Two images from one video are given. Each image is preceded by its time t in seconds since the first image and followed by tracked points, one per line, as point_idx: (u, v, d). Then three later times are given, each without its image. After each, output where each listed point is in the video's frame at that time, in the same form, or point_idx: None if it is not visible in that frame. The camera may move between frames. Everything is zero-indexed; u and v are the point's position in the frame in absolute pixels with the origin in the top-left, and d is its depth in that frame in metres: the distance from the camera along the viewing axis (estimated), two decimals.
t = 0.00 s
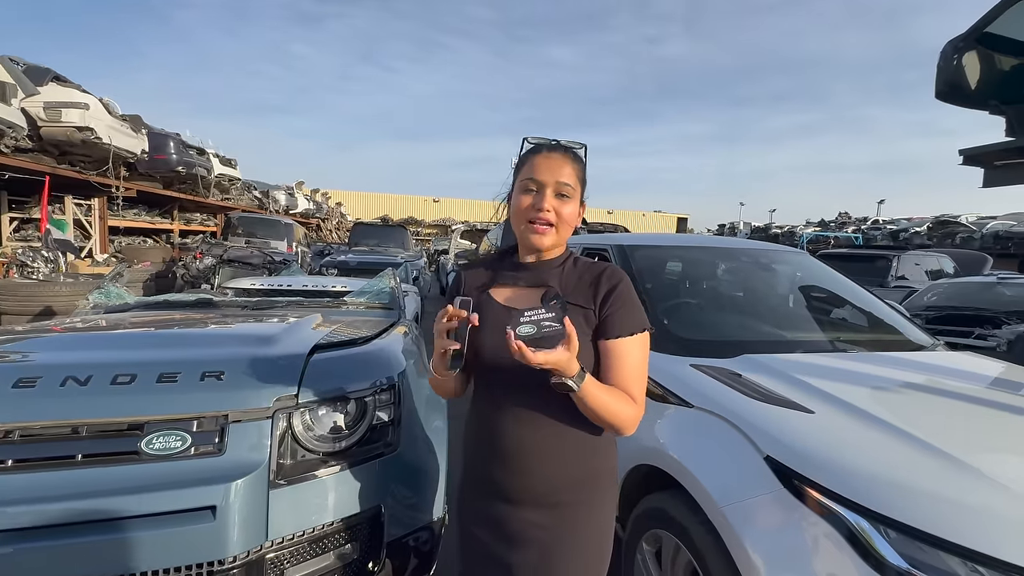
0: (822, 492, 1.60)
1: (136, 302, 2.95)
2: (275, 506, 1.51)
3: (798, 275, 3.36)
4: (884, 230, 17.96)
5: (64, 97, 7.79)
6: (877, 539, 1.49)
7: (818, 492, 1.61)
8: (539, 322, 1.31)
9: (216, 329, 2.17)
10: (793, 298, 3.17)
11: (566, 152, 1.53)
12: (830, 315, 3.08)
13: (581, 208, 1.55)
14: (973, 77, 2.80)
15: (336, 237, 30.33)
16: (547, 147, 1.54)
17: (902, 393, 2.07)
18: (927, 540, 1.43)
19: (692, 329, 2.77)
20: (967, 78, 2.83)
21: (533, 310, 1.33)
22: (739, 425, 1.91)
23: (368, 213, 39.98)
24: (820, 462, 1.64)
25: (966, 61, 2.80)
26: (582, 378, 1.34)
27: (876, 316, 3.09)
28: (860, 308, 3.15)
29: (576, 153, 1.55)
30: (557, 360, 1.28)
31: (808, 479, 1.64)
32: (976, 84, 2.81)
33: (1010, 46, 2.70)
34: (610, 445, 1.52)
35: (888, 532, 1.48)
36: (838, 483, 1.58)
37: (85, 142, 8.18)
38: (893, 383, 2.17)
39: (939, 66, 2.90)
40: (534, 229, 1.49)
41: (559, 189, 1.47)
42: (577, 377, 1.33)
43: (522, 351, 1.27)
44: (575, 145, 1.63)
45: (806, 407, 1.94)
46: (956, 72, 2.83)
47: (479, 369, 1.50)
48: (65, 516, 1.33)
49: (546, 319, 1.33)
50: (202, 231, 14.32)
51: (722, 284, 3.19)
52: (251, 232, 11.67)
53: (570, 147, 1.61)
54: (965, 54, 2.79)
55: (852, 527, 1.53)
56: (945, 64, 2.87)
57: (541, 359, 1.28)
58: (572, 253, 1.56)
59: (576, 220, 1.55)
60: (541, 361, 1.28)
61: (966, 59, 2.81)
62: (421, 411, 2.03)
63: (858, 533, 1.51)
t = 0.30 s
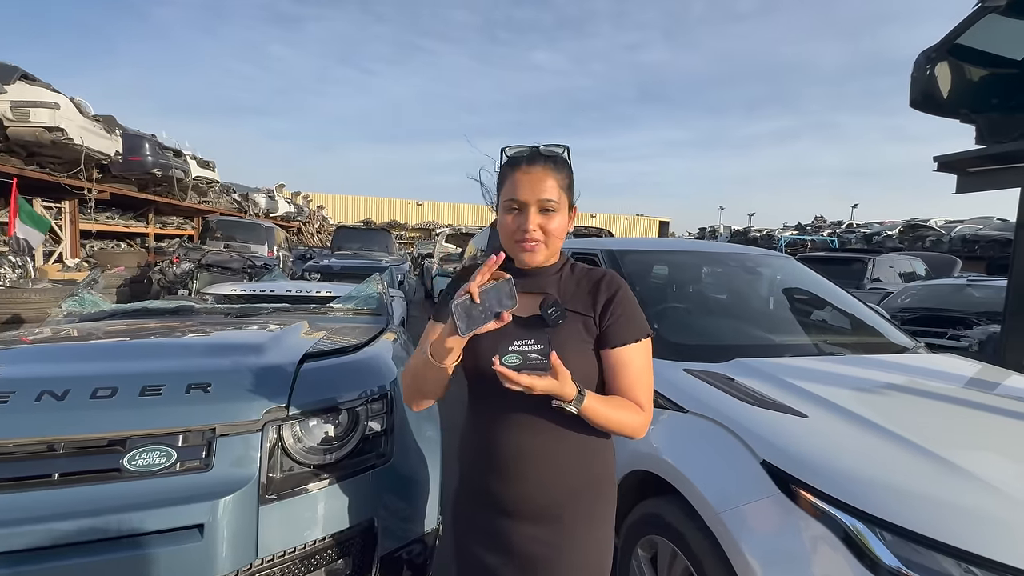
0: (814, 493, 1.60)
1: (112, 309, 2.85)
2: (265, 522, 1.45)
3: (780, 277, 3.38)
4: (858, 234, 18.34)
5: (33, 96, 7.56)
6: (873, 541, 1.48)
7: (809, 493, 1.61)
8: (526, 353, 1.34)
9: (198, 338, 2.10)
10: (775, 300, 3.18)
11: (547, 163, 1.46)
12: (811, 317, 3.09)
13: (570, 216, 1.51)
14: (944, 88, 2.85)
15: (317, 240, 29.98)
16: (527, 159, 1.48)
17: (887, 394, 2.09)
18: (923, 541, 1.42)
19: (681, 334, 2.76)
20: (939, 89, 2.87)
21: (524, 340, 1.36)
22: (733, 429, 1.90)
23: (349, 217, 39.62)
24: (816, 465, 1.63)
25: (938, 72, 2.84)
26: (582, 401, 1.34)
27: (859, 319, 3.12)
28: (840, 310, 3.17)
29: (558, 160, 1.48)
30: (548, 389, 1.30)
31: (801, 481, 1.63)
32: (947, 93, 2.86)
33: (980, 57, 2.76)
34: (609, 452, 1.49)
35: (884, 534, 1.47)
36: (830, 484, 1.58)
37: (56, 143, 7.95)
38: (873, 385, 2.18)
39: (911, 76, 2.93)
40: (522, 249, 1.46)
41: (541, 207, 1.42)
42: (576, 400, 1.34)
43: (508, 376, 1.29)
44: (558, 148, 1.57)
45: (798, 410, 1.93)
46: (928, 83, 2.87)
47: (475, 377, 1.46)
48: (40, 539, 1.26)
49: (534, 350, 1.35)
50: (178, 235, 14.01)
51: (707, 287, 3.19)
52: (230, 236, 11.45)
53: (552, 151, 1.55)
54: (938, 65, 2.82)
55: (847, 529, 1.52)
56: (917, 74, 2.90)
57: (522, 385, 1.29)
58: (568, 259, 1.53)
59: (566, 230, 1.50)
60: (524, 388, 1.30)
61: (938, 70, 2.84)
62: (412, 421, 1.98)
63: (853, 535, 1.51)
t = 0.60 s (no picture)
0: (808, 494, 1.61)
1: (103, 314, 2.81)
2: (263, 530, 1.44)
3: (772, 280, 3.41)
4: (847, 236, 18.53)
5: (19, 97, 7.47)
6: (868, 542, 1.49)
7: (803, 494, 1.62)
8: (547, 347, 1.33)
9: (192, 344, 2.08)
10: (767, 303, 3.21)
11: (545, 163, 1.50)
12: (802, 319, 3.12)
13: (573, 213, 1.52)
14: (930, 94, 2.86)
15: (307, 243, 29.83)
16: (525, 160, 1.51)
17: (877, 396, 2.11)
18: (917, 542, 1.44)
19: (676, 337, 2.77)
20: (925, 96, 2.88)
21: (541, 334, 1.35)
22: (728, 432, 1.91)
23: (340, 219, 39.47)
24: (812, 467, 1.64)
25: (925, 79, 2.86)
26: (593, 402, 1.35)
27: (850, 321, 3.16)
28: (831, 312, 3.20)
29: (556, 161, 1.52)
30: (567, 388, 1.29)
31: (796, 481, 1.65)
32: (932, 100, 2.88)
33: (965, 64, 2.81)
34: (609, 455, 1.49)
35: (879, 535, 1.48)
36: (825, 485, 1.59)
37: (42, 144, 7.85)
38: (864, 387, 2.20)
39: (897, 84, 2.93)
40: (529, 243, 1.46)
41: (545, 199, 1.44)
42: (587, 401, 1.34)
43: (531, 374, 1.27)
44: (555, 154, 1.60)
45: (794, 413, 1.94)
46: (915, 90, 2.87)
47: (479, 382, 1.46)
48: (33, 549, 1.24)
49: (554, 343, 1.35)
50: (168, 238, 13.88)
51: (700, 291, 3.21)
52: (220, 239, 11.36)
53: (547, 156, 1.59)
54: (924, 72, 2.84)
55: (842, 530, 1.53)
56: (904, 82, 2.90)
57: (542, 382, 1.27)
58: (573, 266, 1.55)
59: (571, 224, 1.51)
60: (543, 385, 1.28)
61: (923, 77, 2.86)
62: (408, 425, 1.97)
63: (847, 535, 1.52)
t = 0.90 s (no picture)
0: (806, 490, 1.63)
1: (107, 314, 2.83)
2: (268, 526, 1.45)
3: (773, 280, 3.42)
4: (848, 236, 18.53)
5: (22, 99, 7.50)
6: (867, 539, 1.50)
7: (801, 490, 1.64)
8: (553, 341, 1.35)
9: (197, 343, 2.09)
10: (768, 302, 3.22)
11: (557, 171, 1.50)
12: (803, 319, 3.13)
13: (582, 221, 1.54)
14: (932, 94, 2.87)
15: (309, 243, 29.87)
16: (537, 169, 1.51)
17: (879, 394, 2.12)
18: (917, 539, 1.45)
19: (677, 336, 2.78)
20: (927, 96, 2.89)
21: (548, 328, 1.36)
22: (728, 430, 1.92)
23: (341, 220, 39.52)
24: (812, 464, 1.65)
25: (927, 78, 2.86)
26: (596, 395, 1.36)
27: (851, 320, 3.17)
28: (832, 312, 3.21)
29: (569, 168, 1.52)
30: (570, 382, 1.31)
31: (795, 477, 1.66)
32: (933, 99, 2.89)
33: (964, 63, 2.83)
34: (613, 450, 1.50)
35: (878, 532, 1.49)
36: (823, 482, 1.60)
37: (46, 146, 7.89)
38: (865, 386, 2.21)
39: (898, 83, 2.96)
40: (540, 254, 1.49)
41: (556, 213, 1.46)
42: (590, 394, 1.36)
43: (535, 366, 1.30)
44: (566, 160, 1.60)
45: (794, 411, 1.96)
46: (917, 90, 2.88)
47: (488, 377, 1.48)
48: (42, 545, 1.25)
49: (560, 337, 1.36)
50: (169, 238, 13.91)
51: (701, 290, 3.22)
52: (222, 239, 11.39)
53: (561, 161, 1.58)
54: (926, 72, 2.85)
55: (842, 527, 1.54)
56: (905, 82, 2.91)
57: (548, 372, 1.30)
58: (581, 267, 1.56)
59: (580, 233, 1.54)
60: (547, 376, 1.31)
61: (924, 76, 2.87)
62: (411, 425, 1.98)
63: (847, 532, 1.53)
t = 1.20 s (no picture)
0: (810, 482, 1.64)
1: (120, 310, 2.88)
2: (278, 516, 1.48)
3: (780, 275, 3.41)
4: (858, 232, 18.36)
5: (35, 100, 7.59)
6: (873, 531, 1.50)
7: (805, 482, 1.65)
8: (559, 339, 1.38)
9: (208, 338, 2.13)
10: (775, 298, 3.21)
11: (569, 166, 1.52)
12: (811, 314, 3.12)
13: (592, 214, 1.56)
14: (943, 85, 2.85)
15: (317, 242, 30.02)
16: (548, 163, 1.54)
17: (887, 388, 2.12)
18: (923, 531, 1.45)
19: (683, 331, 2.79)
20: (937, 87, 2.87)
21: (556, 327, 1.40)
22: (734, 423, 1.93)
23: (349, 219, 39.68)
24: (816, 456, 1.66)
25: (937, 70, 2.86)
26: (602, 387, 1.37)
27: (859, 315, 3.16)
28: (840, 307, 3.20)
29: (580, 163, 1.54)
30: (575, 375, 1.32)
31: (799, 468, 1.67)
32: (945, 91, 2.88)
33: (978, 55, 2.80)
34: (619, 440, 1.51)
35: (883, 524, 1.50)
36: (828, 475, 1.61)
37: (58, 146, 7.98)
38: (872, 380, 2.21)
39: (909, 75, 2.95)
40: (549, 246, 1.51)
41: (566, 206, 1.48)
42: (596, 386, 1.37)
43: (540, 362, 1.32)
44: (577, 154, 1.62)
45: (799, 404, 1.96)
46: (927, 82, 2.87)
47: (496, 367, 1.50)
48: (60, 532, 1.29)
49: (567, 336, 1.39)
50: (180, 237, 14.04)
51: (707, 285, 3.22)
52: (231, 238, 11.48)
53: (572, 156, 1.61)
54: (936, 64, 2.84)
55: (847, 519, 1.54)
56: (915, 74, 2.90)
57: (556, 370, 1.32)
58: (590, 260, 1.58)
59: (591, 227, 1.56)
60: (555, 373, 1.32)
61: (934, 68, 2.86)
62: (418, 419, 2.01)
63: (852, 525, 1.53)
